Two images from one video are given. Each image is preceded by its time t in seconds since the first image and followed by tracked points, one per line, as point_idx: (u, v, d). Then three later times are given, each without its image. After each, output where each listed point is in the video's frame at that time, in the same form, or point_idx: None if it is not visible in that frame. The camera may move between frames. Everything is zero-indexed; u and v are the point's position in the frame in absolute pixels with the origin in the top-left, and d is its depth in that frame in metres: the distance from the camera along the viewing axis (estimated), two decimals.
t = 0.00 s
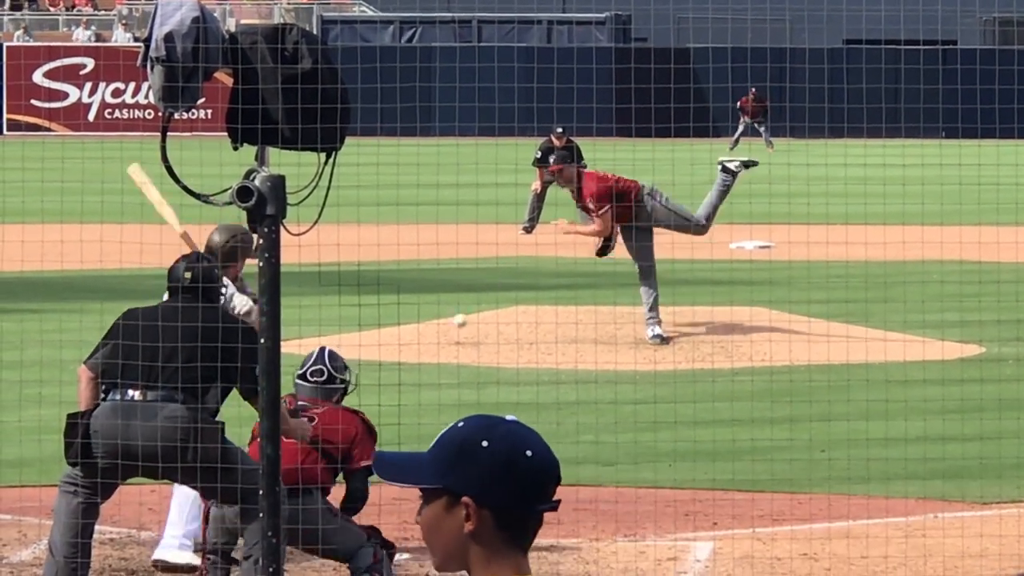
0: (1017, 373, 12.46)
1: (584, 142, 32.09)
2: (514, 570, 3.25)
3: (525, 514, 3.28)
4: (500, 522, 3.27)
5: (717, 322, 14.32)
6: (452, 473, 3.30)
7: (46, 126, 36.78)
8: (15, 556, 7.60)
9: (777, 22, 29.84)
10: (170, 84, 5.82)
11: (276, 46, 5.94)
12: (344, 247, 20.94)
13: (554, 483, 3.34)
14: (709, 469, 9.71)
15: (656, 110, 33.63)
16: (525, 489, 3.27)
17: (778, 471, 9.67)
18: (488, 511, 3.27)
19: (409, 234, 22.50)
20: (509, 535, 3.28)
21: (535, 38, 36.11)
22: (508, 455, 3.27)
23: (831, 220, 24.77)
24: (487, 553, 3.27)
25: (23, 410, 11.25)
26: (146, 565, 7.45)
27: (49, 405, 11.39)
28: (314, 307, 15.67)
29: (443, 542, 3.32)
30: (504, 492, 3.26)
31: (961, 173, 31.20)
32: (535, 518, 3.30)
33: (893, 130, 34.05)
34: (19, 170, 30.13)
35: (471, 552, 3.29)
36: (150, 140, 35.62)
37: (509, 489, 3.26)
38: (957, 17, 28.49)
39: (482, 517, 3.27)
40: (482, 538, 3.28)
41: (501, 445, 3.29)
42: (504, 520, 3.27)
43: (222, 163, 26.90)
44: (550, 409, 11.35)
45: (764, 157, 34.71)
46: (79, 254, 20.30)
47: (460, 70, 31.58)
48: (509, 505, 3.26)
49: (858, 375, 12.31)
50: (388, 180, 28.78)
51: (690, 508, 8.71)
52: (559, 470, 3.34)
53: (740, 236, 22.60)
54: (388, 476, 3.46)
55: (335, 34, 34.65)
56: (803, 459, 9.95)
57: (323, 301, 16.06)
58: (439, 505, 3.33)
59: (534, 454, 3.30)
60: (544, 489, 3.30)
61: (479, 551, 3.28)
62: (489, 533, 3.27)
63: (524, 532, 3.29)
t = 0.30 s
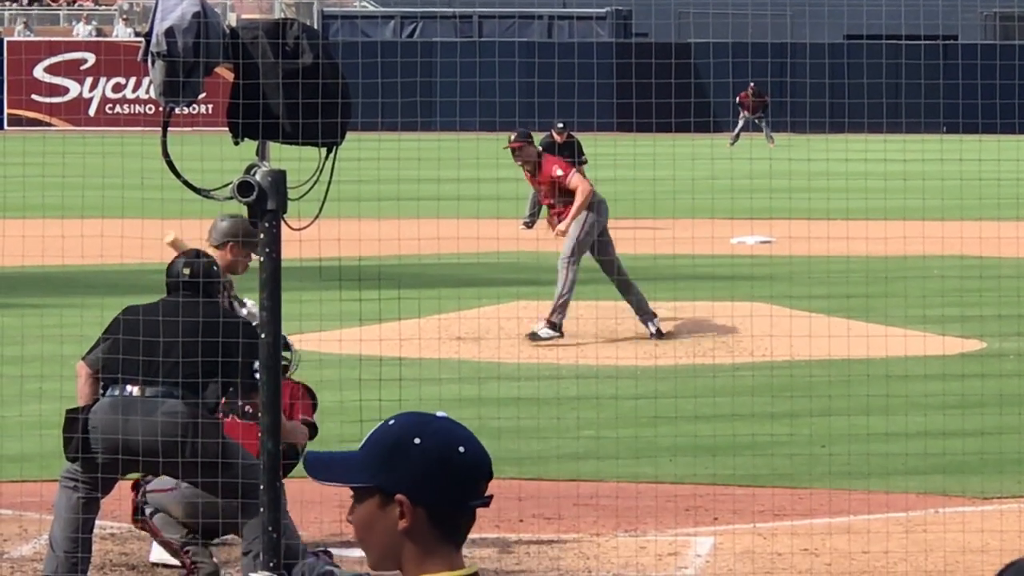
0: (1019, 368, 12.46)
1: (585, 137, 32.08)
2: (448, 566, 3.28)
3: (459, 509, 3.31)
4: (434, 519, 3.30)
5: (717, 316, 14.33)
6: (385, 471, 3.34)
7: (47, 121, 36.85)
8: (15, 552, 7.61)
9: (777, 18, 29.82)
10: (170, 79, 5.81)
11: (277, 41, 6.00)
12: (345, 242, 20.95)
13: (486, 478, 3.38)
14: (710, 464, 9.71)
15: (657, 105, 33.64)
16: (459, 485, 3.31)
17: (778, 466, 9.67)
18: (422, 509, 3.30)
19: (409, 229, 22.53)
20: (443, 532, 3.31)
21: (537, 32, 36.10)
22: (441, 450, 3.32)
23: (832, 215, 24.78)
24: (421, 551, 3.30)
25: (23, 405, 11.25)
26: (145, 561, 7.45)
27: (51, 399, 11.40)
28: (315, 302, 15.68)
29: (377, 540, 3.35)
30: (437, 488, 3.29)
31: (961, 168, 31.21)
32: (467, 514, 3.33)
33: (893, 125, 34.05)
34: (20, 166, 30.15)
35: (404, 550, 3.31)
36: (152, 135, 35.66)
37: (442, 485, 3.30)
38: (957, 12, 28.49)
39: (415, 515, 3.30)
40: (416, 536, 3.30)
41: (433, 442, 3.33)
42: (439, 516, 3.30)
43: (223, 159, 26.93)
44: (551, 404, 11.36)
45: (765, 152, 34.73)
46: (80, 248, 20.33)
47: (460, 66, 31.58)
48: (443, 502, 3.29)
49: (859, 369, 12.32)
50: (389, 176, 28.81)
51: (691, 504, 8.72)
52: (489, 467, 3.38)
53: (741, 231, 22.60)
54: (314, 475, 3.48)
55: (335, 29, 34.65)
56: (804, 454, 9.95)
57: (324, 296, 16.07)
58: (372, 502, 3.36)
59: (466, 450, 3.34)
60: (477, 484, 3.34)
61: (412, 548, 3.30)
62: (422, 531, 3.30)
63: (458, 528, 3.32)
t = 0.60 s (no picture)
0: (1017, 367, 12.46)
1: (583, 136, 32.12)
2: (410, 568, 3.12)
3: (421, 506, 3.15)
4: (396, 518, 3.14)
5: (715, 316, 14.34)
6: (342, 473, 3.14)
7: (45, 120, 36.86)
8: (13, 550, 7.60)
9: (775, 17, 29.83)
10: (169, 78, 5.80)
11: (275, 40, 5.97)
12: (343, 241, 20.97)
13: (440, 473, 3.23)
14: (708, 463, 9.72)
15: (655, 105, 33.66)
16: (418, 483, 3.15)
17: (776, 466, 9.68)
18: (382, 509, 3.13)
19: (406, 228, 22.56)
20: (403, 530, 3.15)
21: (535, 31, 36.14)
22: (400, 448, 3.14)
23: (830, 214, 24.81)
24: (381, 553, 3.13)
25: (21, 404, 11.25)
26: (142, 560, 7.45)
27: (49, 398, 11.40)
28: (313, 301, 15.69)
29: (334, 544, 3.16)
30: (398, 487, 3.13)
31: (959, 168, 31.24)
32: (425, 512, 3.18)
33: (891, 124, 34.06)
34: (19, 165, 30.17)
35: (364, 552, 3.14)
36: (151, 135, 35.69)
37: (402, 484, 3.13)
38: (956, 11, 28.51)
39: (375, 515, 3.13)
40: (376, 537, 3.13)
41: (390, 440, 3.15)
42: (399, 516, 3.14)
43: (221, 158, 26.97)
44: (549, 403, 11.36)
45: (764, 152, 34.77)
46: (79, 247, 20.36)
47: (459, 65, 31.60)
48: (403, 502, 3.13)
49: (857, 369, 12.32)
50: (387, 175, 28.84)
51: (689, 503, 8.72)
52: (444, 462, 3.22)
53: (739, 230, 22.62)
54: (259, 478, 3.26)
55: (333, 28, 34.67)
56: (802, 453, 9.96)
57: (322, 295, 16.08)
58: (327, 505, 3.17)
59: (422, 447, 3.18)
60: (433, 481, 3.18)
61: (372, 550, 3.13)
62: (383, 531, 3.13)
63: (416, 527, 3.17)
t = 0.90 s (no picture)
0: (1016, 371, 12.47)
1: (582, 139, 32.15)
2: None
3: (379, 513, 3.12)
4: (354, 525, 3.11)
5: (712, 319, 14.35)
6: (301, 482, 3.14)
7: (43, 123, 36.85)
8: (12, 554, 7.60)
9: (774, 19, 29.83)
10: (167, 81, 5.80)
11: (273, 43, 5.98)
12: (341, 244, 20.96)
13: (401, 480, 3.19)
14: (707, 466, 9.71)
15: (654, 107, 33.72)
16: (376, 491, 3.12)
17: (775, 469, 9.67)
18: (341, 517, 3.10)
19: (404, 231, 22.56)
20: (364, 538, 3.12)
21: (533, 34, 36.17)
22: (354, 457, 3.12)
23: (828, 217, 24.81)
24: (342, 562, 3.11)
25: (20, 407, 11.25)
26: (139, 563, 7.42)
27: (47, 401, 11.40)
28: (312, 304, 15.69)
29: (297, 555, 3.14)
30: (355, 494, 3.10)
31: (957, 171, 31.26)
32: (384, 520, 3.14)
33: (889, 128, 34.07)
34: (17, 167, 30.16)
35: (324, 563, 3.11)
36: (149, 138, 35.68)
37: (359, 492, 3.11)
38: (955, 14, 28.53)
39: (334, 525, 3.10)
40: (336, 546, 3.11)
41: (346, 450, 3.14)
42: (357, 524, 3.11)
43: (220, 161, 26.97)
44: (547, 406, 11.36)
45: (763, 155, 34.78)
46: (77, 250, 20.35)
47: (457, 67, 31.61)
48: (360, 510, 3.10)
49: (855, 372, 12.33)
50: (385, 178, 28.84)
51: (687, 506, 8.72)
52: (404, 471, 3.19)
53: (737, 233, 22.62)
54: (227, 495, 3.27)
55: (333, 32, 34.69)
56: (800, 456, 9.96)
57: (321, 298, 16.08)
58: (290, 517, 3.15)
59: (379, 455, 3.15)
60: (391, 489, 3.15)
61: (333, 561, 3.11)
62: (341, 541, 3.10)
63: (376, 536, 3.13)
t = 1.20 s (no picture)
0: (1016, 370, 12.47)
1: (582, 138, 32.17)
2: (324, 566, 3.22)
3: (320, 509, 3.27)
4: (298, 524, 3.25)
5: (713, 318, 14.35)
6: (240, 497, 3.29)
7: (43, 122, 36.84)
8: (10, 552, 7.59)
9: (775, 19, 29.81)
10: (168, 81, 5.80)
11: (273, 43, 5.97)
12: (341, 244, 20.96)
13: (336, 478, 3.36)
14: (707, 466, 9.72)
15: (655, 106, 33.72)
16: (311, 490, 3.28)
17: (774, 468, 9.67)
18: (284, 520, 3.24)
19: (404, 230, 22.56)
20: (310, 535, 3.26)
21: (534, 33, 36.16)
22: (285, 463, 3.30)
23: (828, 217, 24.81)
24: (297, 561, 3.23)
25: (20, 406, 11.25)
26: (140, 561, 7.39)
27: (48, 400, 11.40)
28: (312, 304, 15.69)
29: (252, 566, 3.27)
30: (293, 494, 3.25)
31: (958, 170, 31.24)
32: (327, 513, 3.29)
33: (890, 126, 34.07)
34: (17, 167, 30.16)
35: (281, 564, 3.24)
36: (149, 137, 35.67)
37: (293, 493, 3.26)
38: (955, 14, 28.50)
39: (280, 526, 3.24)
40: (286, 546, 3.24)
41: (275, 458, 3.32)
42: (300, 520, 3.25)
43: (220, 161, 26.97)
44: (548, 406, 11.35)
45: (763, 154, 34.77)
46: (77, 250, 20.35)
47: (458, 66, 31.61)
48: (300, 507, 3.25)
49: (855, 371, 12.33)
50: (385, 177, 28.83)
51: (687, 505, 8.72)
52: (336, 469, 3.37)
53: (737, 233, 22.61)
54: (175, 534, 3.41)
55: (333, 31, 34.73)
56: (800, 456, 9.96)
57: (321, 298, 16.07)
58: (238, 533, 3.29)
59: (307, 455, 3.34)
60: (327, 485, 3.31)
61: (288, 561, 3.23)
62: (290, 539, 3.24)
63: (322, 530, 3.27)
